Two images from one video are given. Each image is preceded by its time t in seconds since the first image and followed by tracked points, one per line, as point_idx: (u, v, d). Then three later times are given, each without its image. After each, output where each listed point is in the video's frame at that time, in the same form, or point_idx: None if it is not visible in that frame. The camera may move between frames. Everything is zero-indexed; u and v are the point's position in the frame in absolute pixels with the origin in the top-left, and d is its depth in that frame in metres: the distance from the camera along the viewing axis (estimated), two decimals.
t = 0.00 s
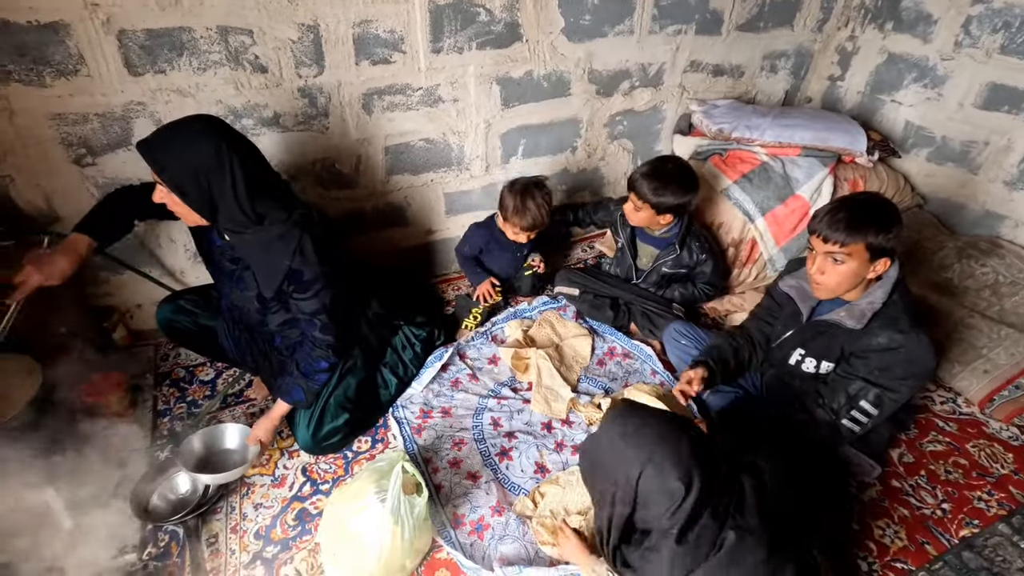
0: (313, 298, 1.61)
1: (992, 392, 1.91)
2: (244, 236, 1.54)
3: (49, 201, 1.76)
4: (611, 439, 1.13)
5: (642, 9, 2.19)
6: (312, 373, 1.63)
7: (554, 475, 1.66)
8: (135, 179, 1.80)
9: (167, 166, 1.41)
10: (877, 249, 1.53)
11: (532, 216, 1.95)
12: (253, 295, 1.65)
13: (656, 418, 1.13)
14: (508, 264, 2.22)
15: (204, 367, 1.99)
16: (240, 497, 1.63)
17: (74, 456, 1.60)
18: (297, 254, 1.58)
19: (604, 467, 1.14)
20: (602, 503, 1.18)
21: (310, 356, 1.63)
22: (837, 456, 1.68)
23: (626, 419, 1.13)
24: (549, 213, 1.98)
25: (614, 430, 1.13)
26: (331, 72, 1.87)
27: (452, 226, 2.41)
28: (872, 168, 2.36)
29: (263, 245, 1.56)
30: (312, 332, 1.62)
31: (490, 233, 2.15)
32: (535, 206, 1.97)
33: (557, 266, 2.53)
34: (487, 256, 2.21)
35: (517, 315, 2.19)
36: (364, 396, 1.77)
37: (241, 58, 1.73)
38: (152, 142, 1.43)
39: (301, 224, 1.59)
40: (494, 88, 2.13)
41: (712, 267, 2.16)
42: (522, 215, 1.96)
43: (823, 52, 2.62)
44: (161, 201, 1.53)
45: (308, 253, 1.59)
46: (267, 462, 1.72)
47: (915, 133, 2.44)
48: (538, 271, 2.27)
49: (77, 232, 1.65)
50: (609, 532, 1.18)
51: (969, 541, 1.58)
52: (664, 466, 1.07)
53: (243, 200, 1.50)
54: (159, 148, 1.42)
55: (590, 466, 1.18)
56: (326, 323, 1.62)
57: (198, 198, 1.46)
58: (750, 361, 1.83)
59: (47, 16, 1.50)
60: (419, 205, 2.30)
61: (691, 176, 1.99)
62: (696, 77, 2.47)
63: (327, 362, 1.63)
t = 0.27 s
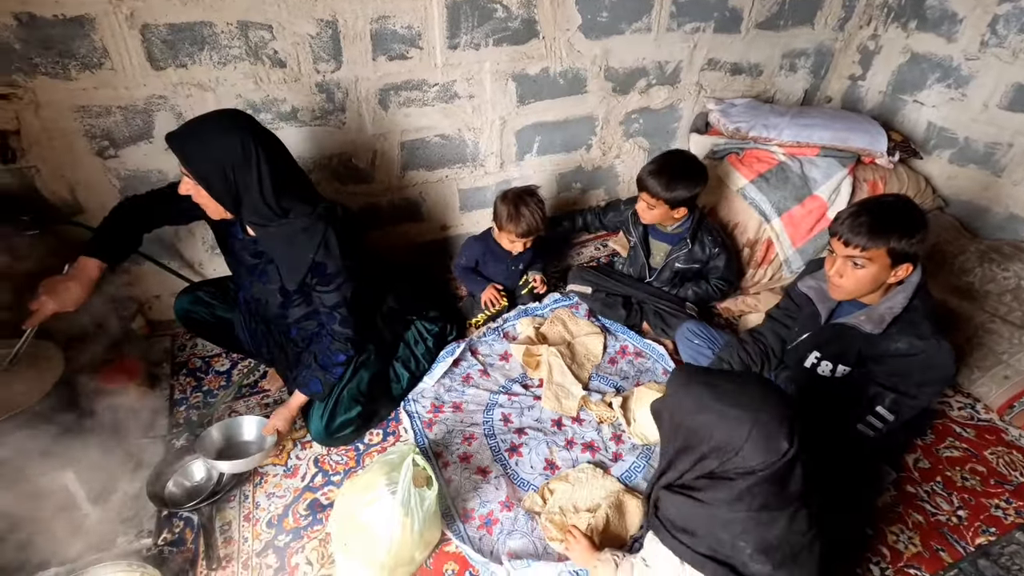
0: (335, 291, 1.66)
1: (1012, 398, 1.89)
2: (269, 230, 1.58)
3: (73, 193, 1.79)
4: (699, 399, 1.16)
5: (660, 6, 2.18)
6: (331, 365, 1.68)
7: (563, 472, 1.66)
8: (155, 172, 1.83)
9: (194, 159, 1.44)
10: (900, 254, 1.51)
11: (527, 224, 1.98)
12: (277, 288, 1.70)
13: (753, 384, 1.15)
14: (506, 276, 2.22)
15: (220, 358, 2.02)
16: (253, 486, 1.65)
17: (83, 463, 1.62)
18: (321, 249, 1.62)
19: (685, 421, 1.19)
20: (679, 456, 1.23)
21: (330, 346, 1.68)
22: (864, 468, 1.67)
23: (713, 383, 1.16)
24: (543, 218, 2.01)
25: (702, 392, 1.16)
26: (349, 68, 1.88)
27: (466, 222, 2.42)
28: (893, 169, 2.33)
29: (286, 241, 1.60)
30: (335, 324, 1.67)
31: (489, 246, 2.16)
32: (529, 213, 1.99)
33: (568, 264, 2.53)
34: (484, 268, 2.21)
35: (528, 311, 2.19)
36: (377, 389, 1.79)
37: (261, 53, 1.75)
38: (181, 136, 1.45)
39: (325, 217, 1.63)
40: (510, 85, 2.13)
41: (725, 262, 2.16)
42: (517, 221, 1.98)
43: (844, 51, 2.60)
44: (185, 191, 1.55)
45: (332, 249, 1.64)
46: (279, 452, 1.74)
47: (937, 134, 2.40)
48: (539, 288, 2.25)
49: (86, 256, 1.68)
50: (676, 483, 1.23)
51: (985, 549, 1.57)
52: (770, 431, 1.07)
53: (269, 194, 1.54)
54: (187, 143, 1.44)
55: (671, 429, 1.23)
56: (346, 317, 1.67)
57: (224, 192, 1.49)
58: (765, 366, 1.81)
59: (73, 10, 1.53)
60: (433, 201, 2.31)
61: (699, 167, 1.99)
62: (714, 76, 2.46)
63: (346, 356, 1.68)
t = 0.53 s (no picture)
0: (351, 284, 1.66)
1: None
2: (286, 222, 1.60)
3: (103, 183, 1.83)
4: (719, 395, 1.23)
5: (685, 6, 2.17)
6: (347, 355, 1.66)
7: (579, 472, 1.66)
8: (183, 165, 1.86)
9: (217, 146, 1.46)
10: (930, 261, 1.49)
11: (536, 210, 2.01)
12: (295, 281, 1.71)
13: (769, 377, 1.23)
14: (525, 274, 2.24)
15: (242, 349, 2.05)
16: (272, 476, 1.67)
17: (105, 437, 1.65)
18: (336, 241, 1.63)
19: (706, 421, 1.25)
20: (706, 453, 1.28)
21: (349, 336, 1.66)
22: (895, 475, 1.66)
23: (735, 386, 1.22)
24: (552, 205, 2.04)
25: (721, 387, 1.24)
26: (373, 65, 1.89)
27: (485, 220, 2.43)
28: (922, 174, 2.29)
29: (307, 233, 1.62)
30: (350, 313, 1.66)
31: (505, 245, 2.18)
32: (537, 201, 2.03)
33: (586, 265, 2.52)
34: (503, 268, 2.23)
35: (546, 313, 2.20)
36: (395, 385, 1.81)
37: (288, 49, 1.77)
38: (203, 124, 1.47)
39: (341, 210, 1.64)
40: (533, 83, 2.13)
41: (744, 261, 2.14)
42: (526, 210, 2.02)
43: (874, 53, 2.56)
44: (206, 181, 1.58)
45: (347, 240, 1.65)
46: (298, 444, 1.76)
47: (969, 138, 2.36)
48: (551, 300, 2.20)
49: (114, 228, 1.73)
50: (709, 479, 1.28)
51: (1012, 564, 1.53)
52: (797, 415, 1.15)
53: (288, 184, 1.56)
54: (210, 131, 1.47)
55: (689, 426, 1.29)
56: (363, 310, 1.66)
57: (244, 180, 1.52)
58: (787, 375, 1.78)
59: (109, 6, 1.56)
60: (453, 199, 2.32)
61: (719, 161, 1.98)
62: (739, 76, 2.43)
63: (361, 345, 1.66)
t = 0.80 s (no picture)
0: (374, 270, 1.67)
1: None
2: (310, 206, 1.62)
3: (143, 176, 1.87)
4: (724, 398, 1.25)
5: (720, 7, 2.14)
6: (371, 337, 1.68)
7: (602, 475, 1.66)
8: (219, 160, 1.90)
9: (245, 130, 1.49)
10: (970, 271, 1.45)
11: (562, 205, 2.03)
12: (322, 271, 1.73)
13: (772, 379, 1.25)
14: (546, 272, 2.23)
15: (270, 342, 2.08)
16: (298, 468, 1.70)
17: (139, 414, 1.71)
18: (358, 223, 1.64)
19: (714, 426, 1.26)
20: (717, 458, 1.28)
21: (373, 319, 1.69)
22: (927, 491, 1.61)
23: (739, 391, 1.23)
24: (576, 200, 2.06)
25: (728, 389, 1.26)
26: (406, 64, 1.91)
27: (511, 220, 2.43)
28: (962, 182, 2.23)
29: (332, 216, 1.64)
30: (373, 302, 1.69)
31: (527, 243, 2.19)
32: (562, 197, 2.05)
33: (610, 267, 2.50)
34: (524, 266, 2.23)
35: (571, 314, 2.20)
36: (419, 381, 1.83)
37: (323, 48, 1.80)
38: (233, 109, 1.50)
39: (364, 195, 1.65)
40: (563, 84, 2.13)
41: (779, 263, 2.12)
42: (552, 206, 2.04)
43: (913, 57, 2.51)
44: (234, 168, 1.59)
45: (368, 222, 1.65)
46: (324, 437, 1.79)
47: (1013, 145, 2.29)
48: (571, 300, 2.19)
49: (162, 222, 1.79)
50: (721, 483, 1.28)
51: None
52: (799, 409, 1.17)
53: (313, 167, 1.57)
54: (239, 115, 1.49)
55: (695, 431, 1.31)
56: (385, 296, 1.68)
57: (272, 164, 1.53)
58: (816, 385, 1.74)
59: (153, 4, 1.60)
60: (481, 198, 2.33)
61: (760, 158, 1.97)
62: (773, 79, 2.40)
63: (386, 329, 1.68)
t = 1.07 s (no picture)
0: (403, 260, 1.69)
1: None
2: (350, 196, 1.65)
3: (189, 171, 1.92)
4: (771, 407, 1.20)
5: (764, 10, 2.11)
6: (386, 324, 1.74)
7: (634, 480, 1.65)
8: (262, 156, 1.94)
9: (290, 121, 1.54)
10: None
11: (596, 202, 2.03)
12: (355, 264, 1.73)
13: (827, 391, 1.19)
14: (579, 273, 2.23)
15: (306, 335, 2.11)
16: (332, 460, 1.73)
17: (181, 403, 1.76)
18: (392, 213, 1.66)
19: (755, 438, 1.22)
20: (757, 478, 1.24)
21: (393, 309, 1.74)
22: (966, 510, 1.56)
23: (792, 392, 1.20)
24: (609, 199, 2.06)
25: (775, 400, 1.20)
26: (446, 64, 1.92)
27: (543, 221, 2.43)
28: (1015, 192, 2.15)
29: (368, 207, 1.66)
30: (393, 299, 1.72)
31: (561, 241, 2.20)
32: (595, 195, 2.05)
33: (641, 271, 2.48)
34: (557, 267, 2.24)
35: (603, 313, 2.18)
36: (452, 379, 1.85)
37: (366, 47, 1.82)
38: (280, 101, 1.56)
39: (401, 184, 1.67)
40: (601, 86, 2.12)
41: (823, 269, 2.12)
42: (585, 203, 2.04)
43: (963, 62, 2.43)
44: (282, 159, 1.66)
45: (401, 212, 1.67)
46: (357, 431, 1.81)
47: None
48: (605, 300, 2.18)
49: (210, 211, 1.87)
50: (759, 505, 1.24)
51: None
52: (857, 434, 1.12)
53: (353, 155, 1.59)
54: (285, 105, 1.54)
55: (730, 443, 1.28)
56: (407, 291, 1.71)
57: (315, 153, 1.57)
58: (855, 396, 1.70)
59: (205, 3, 1.65)
60: (515, 199, 2.33)
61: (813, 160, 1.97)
62: (815, 83, 2.36)
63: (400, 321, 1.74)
